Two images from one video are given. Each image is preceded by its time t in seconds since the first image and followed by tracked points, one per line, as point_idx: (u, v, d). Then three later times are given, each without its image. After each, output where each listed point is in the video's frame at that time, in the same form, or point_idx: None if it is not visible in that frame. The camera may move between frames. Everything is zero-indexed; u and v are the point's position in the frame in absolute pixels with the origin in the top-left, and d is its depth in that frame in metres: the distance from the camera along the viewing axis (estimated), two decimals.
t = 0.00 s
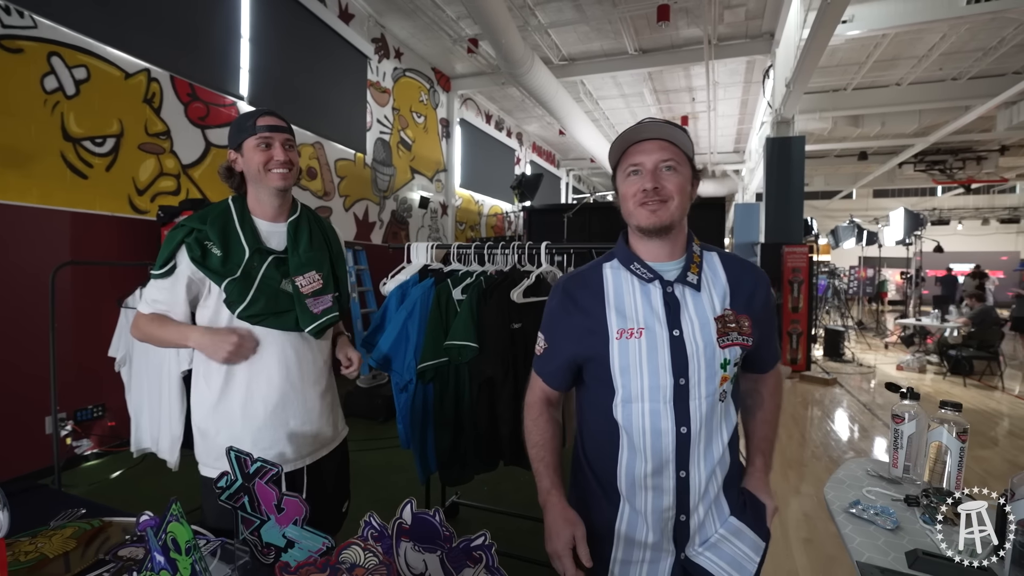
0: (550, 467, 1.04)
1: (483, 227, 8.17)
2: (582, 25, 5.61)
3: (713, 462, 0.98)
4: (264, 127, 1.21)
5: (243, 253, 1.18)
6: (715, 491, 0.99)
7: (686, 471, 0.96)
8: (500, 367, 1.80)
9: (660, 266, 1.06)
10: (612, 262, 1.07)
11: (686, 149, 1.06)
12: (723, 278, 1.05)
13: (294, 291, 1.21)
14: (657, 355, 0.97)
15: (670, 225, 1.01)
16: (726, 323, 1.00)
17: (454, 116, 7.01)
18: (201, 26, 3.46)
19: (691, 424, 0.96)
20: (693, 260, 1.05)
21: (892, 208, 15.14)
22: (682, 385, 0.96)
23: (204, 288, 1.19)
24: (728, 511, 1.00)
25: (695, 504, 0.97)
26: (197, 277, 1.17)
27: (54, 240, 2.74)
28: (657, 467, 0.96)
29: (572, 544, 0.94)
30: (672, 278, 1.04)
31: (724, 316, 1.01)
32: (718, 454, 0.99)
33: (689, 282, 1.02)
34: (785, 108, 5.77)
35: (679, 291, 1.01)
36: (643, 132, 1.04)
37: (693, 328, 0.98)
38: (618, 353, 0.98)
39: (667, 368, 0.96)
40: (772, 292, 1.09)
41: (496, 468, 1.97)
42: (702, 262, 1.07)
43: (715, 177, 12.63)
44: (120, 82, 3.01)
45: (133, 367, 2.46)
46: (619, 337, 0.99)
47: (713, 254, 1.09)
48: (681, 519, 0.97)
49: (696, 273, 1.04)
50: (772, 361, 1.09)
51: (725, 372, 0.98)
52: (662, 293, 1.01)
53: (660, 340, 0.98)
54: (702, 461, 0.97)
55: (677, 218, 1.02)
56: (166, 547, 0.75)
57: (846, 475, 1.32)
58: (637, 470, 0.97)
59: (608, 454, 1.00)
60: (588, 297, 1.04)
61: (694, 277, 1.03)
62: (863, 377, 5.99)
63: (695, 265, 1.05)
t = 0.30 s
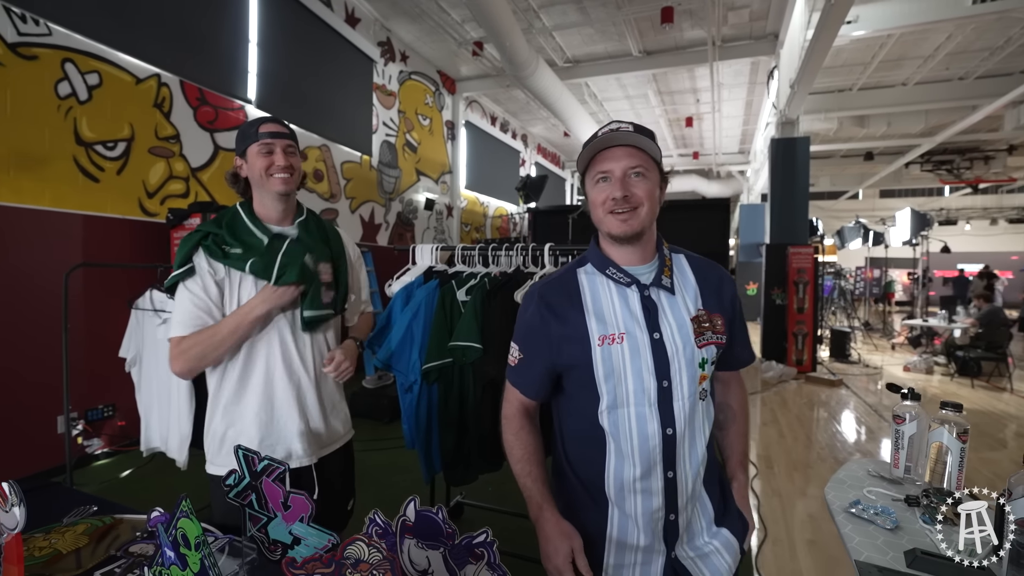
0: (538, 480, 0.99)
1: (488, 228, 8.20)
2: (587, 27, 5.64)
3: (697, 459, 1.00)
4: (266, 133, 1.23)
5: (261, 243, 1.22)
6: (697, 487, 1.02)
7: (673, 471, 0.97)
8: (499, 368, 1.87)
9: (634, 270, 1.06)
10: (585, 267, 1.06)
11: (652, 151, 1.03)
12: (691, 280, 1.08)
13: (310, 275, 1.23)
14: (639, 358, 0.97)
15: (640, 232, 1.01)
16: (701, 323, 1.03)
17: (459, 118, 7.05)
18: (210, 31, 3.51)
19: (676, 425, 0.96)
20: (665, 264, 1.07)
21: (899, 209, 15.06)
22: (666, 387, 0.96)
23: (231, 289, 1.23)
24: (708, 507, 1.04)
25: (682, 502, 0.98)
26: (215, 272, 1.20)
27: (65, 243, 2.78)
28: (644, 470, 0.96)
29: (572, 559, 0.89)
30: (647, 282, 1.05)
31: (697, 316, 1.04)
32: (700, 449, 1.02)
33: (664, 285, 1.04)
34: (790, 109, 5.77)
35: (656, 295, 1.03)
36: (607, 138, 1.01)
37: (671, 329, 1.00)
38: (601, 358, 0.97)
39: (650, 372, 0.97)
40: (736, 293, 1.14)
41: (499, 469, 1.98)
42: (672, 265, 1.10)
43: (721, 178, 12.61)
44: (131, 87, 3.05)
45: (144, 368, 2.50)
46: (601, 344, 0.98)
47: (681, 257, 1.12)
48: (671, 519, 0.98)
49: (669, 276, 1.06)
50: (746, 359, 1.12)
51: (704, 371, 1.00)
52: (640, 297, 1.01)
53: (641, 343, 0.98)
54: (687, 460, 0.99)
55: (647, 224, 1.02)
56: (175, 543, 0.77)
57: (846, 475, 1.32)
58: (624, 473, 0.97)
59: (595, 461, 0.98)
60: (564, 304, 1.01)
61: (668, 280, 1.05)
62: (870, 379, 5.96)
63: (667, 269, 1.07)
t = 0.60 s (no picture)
0: (535, 491, 0.95)
1: (496, 229, 8.22)
2: (595, 28, 5.65)
3: (688, 451, 1.02)
4: (272, 134, 1.26)
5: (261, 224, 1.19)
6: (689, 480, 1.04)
7: (669, 467, 0.96)
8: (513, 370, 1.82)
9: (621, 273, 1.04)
10: (569, 275, 1.03)
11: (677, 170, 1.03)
12: (673, 278, 1.09)
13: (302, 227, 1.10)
14: (635, 359, 0.96)
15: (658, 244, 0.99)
16: (688, 320, 1.04)
17: (467, 120, 7.07)
18: (221, 35, 3.55)
19: (673, 424, 0.96)
20: (649, 264, 1.07)
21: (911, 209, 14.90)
22: (662, 387, 0.96)
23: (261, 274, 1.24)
24: (700, 496, 1.06)
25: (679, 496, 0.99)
26: (242, 262, 1.21)
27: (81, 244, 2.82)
28: (642, 470, 0.95)
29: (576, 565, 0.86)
30: (634, 283, 1.03)
31: (683, 313, 1.05)
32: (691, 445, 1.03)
33: (650, 284, 1.04)
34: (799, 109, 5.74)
35: (644, 295, 1.02)
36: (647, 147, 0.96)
37: (661, 329, 1.00)
38: (595, 364, 0.94)
39: (646, 373, 0.96)
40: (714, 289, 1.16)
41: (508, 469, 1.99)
42: (654, 265, 1.10)
43: (730, 179, 12.55)
44: (145, 91, 3.10)
45: (158, 368, 2.54)
46: (595, 350, 0.95)
47: (660, 255, 1.13)
48: (669, 513, 0.98)
49: (653, 276, 1.06)
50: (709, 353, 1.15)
51: (693, 367, 1.02)
52: (629, 299, 1.00)
53: (635, 346, 0.96)
54: (681, 456, 1.00)
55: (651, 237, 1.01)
56: (192, 538, 0.79)
57: (856, 477, 1.32)
58: (622, 475, 0.95)
59: (593, 466, 0.96)
60: (553, 313, 0.97)
61: (654, 280, 1.05)
62: (882, 381, 5.90)
63: (651, 269, 1.07)
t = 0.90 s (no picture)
0: (567, 503, 0.91)
1: (515, 231, 8.22)
2: (614, 28, 5.62)
3: (720, 450, 1.04)
4: (298, 142, 1.28)
5: (309, 232, 1.26)
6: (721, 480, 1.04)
7: (703, 465, 0.97)
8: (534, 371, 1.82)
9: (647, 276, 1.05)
10: (595, 284, 1.01)
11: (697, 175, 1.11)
12: (693, 282, 1.12)
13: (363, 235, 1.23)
14: (670, 362, 0.96)
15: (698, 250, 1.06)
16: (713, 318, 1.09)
17: (487, 121, 7.10)
18: (247, 42, 3.63)
19: (708, 424, 0.97)
20: (671, 269, 1.10)
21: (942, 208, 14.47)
22: (697, 388, 0.96)
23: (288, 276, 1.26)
24: (729, 492, 1.08)
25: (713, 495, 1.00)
26: (271, 262, 1.24)
27: (115, 247, 2.91)
28: (680, 472, 0.95)
29: None
30: (661, 285, 1.05)
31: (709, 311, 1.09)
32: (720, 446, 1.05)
33: (676, 287, 1.06)
34: (824, 106, 5.64)
35: (671, 297, 1.04)
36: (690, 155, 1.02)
37: (690, 329, 1.02)
38: (632, 369, 0.94)
39: (681, 375, 0.96)
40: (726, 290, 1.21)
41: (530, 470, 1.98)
42: (674, 269, 1.12)
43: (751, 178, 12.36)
44: (175, 98, 3.19)
45: (188, 367, 2.60)
46: (631, 356, 0.95)
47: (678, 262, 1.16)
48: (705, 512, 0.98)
49: (676, 278, 1.09)
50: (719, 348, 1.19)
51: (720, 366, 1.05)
52: (659, 302, 1.01)
53: (669, 349, 0.97)
54: (714, 455, 1.01)
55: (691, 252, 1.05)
56: (226, 533, 0.81)
57: (888, 483, 1.29)
58: (660, 479, 0.94)
59: (629, 471, 0.95)
60: (583, 321, 0.96)
61: (678, 282, 1.07)
62: (912, 384, 5.74)
63: (673, 272, 1.10)
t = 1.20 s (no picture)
0: (624, 500, 0.92)
1: (539, 232, 8.21)
2: (640, 27, 5.57)
3: (787, 465, 1.00)
4: (330, 147, 1.30)
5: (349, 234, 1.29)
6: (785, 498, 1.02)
7: (768, 478, 0.95)
8: (561, 372, 1.85)
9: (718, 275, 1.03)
10: (664, 278, 1.00)
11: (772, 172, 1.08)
12: (770, 287, 1.08)
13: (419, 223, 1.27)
14: (738, 365, 0.93)
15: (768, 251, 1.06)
16: (786, 325, 1.03)
17: (511, 123, 7.12)
18: (277, 48, 3.72)
19: (773, 433, 0.94)
20: (743, 270, 1.06)
21: (982, 207, 13.90)
22: (764, 394, 0.94)
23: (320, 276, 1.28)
24: (794, 510, 1.04)
25: (775, 509, 0.98)
26: (303, 262, 1.26)
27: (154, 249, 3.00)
28: (740, 480, 0.93)
29: None
30: (732, 285, 1.02)
31: (781, 317, 1.03)
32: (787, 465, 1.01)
33: (747, 288, 1.02)
34: (858, 102, 5.48)
35: (741, 298, 1.01)
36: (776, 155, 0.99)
37: (760, 332, 0.98)
38: (697, 369, 0.92)
39: (748, 381, 0.93)
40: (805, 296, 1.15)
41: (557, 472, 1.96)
42: (747, 271, 1.08)
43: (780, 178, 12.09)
44: (210, 104, 3.28)
45: (222, 365, 2.67)
46: (696, 354, 0.93)
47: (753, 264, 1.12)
48: (764, 525, 0.97)
49: (748, 280, 1.06)
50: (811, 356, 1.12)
51: (792, 374, 1.00)
52: (729, 302, 0.98)
53: (736, 351, 0.94)
54: (779, 467, 0.98)
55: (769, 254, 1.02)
56: (264, 528, 0.83)
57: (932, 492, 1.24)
58: (720, 487, 0.93)
59: (685, 476, 0.94)
60: (649, 316, 0.96)
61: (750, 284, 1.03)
62: (951, 390, 5.53)
63: (745, 274, 1.06)
